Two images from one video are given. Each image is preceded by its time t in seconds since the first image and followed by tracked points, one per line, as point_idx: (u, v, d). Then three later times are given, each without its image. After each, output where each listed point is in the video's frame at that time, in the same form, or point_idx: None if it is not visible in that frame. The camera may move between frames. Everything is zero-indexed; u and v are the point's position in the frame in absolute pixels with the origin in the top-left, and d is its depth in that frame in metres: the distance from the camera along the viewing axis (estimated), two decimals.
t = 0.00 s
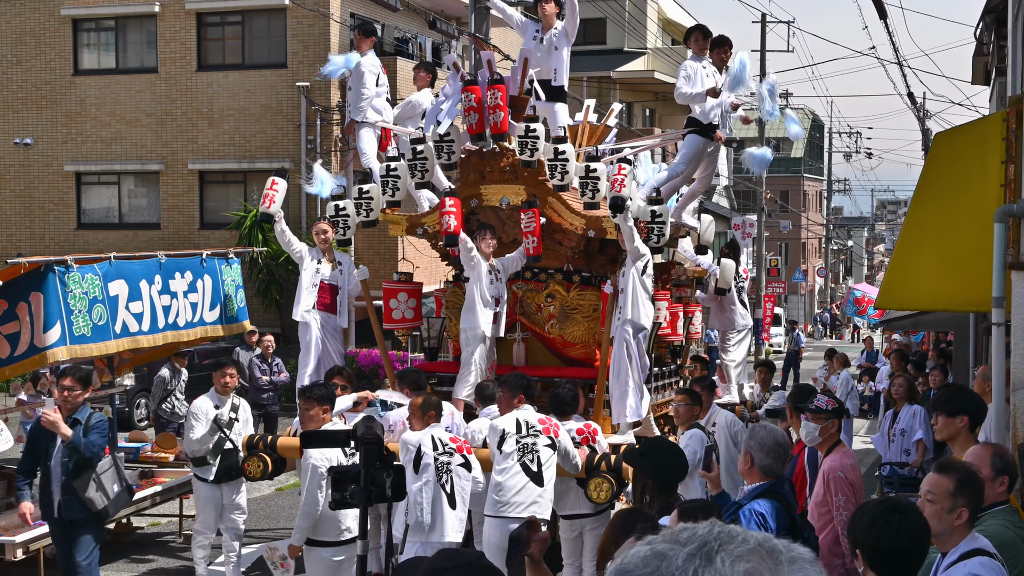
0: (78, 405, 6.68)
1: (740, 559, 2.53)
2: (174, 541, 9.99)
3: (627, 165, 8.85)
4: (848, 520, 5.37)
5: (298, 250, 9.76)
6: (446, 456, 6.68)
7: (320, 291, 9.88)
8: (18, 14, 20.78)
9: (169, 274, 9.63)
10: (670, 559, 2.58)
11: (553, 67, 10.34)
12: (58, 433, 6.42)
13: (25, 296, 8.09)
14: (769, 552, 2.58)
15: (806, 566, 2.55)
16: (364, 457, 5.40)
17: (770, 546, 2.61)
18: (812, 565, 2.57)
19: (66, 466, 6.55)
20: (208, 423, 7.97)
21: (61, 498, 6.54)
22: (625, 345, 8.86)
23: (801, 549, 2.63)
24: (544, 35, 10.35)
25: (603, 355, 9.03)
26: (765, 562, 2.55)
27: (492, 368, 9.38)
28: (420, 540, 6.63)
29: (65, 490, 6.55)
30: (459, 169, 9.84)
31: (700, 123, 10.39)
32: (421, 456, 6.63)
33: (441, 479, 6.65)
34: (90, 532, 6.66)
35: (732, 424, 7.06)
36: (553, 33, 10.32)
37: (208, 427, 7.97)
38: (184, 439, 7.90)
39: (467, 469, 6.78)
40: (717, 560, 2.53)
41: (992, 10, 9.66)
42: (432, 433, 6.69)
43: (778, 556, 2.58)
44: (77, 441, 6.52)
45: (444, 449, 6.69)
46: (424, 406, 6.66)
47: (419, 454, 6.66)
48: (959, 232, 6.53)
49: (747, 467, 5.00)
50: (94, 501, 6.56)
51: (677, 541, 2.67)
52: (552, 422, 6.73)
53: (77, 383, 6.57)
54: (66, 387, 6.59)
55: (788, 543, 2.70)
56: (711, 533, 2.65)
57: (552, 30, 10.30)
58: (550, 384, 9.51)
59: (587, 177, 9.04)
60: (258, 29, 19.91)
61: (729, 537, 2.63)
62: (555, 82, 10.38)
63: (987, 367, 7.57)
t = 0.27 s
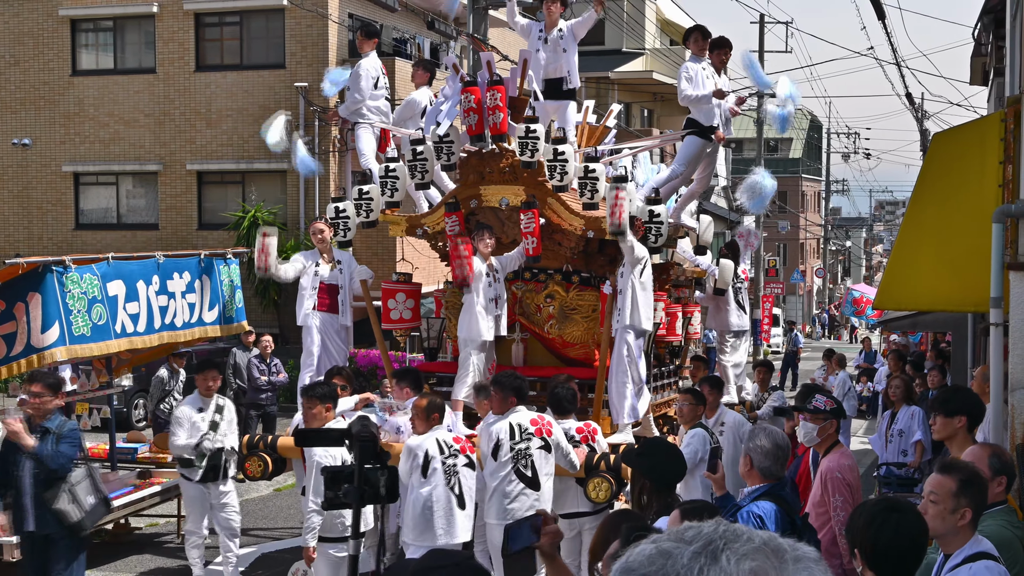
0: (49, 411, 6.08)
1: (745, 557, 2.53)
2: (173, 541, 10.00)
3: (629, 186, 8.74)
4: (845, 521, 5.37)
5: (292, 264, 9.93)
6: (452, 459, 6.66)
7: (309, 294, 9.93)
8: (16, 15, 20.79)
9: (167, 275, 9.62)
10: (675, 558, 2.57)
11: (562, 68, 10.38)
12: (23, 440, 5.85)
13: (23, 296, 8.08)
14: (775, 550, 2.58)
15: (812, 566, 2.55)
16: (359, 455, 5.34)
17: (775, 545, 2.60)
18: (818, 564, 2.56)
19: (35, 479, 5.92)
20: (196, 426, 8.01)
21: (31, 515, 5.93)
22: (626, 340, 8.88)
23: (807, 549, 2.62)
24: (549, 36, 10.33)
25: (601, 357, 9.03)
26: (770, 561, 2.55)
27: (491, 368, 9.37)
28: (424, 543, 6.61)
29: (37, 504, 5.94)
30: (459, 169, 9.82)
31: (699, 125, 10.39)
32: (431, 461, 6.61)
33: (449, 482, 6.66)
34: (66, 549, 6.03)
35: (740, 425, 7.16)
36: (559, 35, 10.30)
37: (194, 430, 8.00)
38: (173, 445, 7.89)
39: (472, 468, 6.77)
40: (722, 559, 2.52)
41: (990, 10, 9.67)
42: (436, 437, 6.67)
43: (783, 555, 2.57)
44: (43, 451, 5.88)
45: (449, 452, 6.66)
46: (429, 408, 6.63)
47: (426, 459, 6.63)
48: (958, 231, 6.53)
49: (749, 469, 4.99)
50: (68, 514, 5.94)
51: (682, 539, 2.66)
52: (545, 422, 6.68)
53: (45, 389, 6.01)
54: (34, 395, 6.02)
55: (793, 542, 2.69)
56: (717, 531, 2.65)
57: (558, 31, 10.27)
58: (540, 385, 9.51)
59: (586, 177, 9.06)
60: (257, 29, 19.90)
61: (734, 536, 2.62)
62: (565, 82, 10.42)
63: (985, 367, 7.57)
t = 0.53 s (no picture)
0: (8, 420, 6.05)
1: (746, 559, 2.52)
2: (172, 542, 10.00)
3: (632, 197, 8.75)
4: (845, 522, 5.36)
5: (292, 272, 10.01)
6: (457, 451, 6.79)
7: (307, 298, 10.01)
8: (15, 15, 20.83)
9: (166, 275, 9.62)
10: (675, 559, 2.57)
11: (568, 74, 10.38)
12: None
13: (21, 297, 8.07)
14: (776, 552, 2.57)
15: (813, 568, 2.55)
16: (344, 456, 5.35)
17: (776, 547, 2.60)
18: (818, 566, 2.55)
19: None
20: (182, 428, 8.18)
21: None
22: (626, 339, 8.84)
23: (807, 550, 2.62)
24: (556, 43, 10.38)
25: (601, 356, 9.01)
26: (771, 562, 2.54)
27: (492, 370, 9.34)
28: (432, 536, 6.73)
29: None
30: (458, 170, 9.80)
31: (699, 126, 10.39)
32: (439, 456, 6.69)
33: (457, 474, 6.78)
34: (24, 559, 5.92)
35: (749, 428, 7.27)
36: (565, 43, 10.36)
37: (181, 431, 8.16)
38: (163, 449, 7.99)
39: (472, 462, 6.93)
40: (723, 560, 2.51)
41: (989, 10, 9.66)
42: (442, 431, 6.76)
43: (784, 557, 2.57)
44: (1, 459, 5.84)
45: (455, 445, 6.79)
46: (432, 403, 6.67)
47: (436, 454, 6.70)
48: (958, 230, 6.52)
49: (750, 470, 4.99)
50: (21, 527, 5.82)
51: (683, 541, 2.65)
52: (551, 417, 6.77)
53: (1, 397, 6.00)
54: None
55: (793, 544, 2.68)
56: (717, 533, 2.64)
57: (565, 39, 10.31)
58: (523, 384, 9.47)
59: (586, 177, 9.12)
60: (256, 30, 19.89)
61: (735, 537, 2.62)
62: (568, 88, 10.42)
63: (983, 367, 7.57)
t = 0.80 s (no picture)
0: None
1: (744, 560, 2.51)
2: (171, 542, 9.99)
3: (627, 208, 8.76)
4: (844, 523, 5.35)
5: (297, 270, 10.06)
6: (457, 451, 6.77)
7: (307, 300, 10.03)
8: (14, 15, 20.87)
9: (164, 275, 9.62)
10: (672, 560, 2.56)
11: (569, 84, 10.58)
12: None
13: (19, 297, 8.06)
14: (774, 553, 2.57)
15: (811, 569, 2.54)
16: (328, 457, 5.36)
17: (774, 548, 2.59)
18: (816, 567, 2.55)
19: None
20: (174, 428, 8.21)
21: None
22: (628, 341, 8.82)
23: (805, 552, 2.61)
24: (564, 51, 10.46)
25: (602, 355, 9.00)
26: (769, 564, 2.53)
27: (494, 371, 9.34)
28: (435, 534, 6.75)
29: None
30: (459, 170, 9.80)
31: (698, 126, 10.39)
32: (437, 455, 6.69)
33: (455, 474, 6.76)
34: None
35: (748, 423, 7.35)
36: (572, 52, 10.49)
37: (172, 432, 8.19)
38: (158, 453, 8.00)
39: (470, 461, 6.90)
40: (721, 561, 2.50)
41: (988, 10, 9.66)
42: (440, 430, 6.73)
43: (782, 558, 2.56)
44: None
45: (454, 445, 6.76)
46: (431, 402, 6.69)
47: (434, 453, 6.69)
48: (957, 230, 6.52)
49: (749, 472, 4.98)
50: None
51: (680, 542, 2.65)
52: (564, 416, 6.88)
53: None
54: None
55: (791, 545, 2.68)
56: (715, 533, 2.63)
57: (571, 48, 10.44)
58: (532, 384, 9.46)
59: (585, 177, 9.12)
60: (255, 30, 19.89)
61: (734, 538, 2.61)
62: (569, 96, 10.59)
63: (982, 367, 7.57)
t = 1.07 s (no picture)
0: None
1: (735, 562, 2.51)
2: (171, 542, 9.99)
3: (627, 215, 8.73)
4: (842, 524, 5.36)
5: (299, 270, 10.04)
6: (450, 454, 6.75)
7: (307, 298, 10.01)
8: (13, 16, 20.89)
9: (162, 276, 9.61)
10: (663, 561, 2.56)
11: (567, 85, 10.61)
12: None
13: (18, 298, 8.06)
14: (765, 555, 2.56)
15: (803, 570, 2.53)
16: (318, 458, 5.41)
17: (765, 550, 2.59)
18: (808, 568, 2.54)
19: None
20: (167, 429, 8.21)
21: None
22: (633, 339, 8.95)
23: (798, 553, 2.61)
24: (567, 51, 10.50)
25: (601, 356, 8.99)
26: (761, 565, 2.53)
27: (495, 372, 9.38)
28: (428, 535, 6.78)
29: None
30: (460, 171, 9.83)
31: (698, 126, 10.38)
32: (427, 456, 6.70)
33: (445, 476, 6.76)
34: None
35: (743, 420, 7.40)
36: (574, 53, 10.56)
37: (166, 433, 8.21)
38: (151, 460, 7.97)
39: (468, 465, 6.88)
40: (711, 563, 2.50)
41: (987, 10, 9.66)
42: (435, 433, 6.75)
43: (773, 560, 2.56)
44: None
45: (448, 447, 6.75)
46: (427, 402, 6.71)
47: (425, 454, 6.72)
48: (956, 229, 6.51)
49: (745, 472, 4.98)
50: None
51: (671, 543, 2.65)
52: (573, 415, 6.79)
53: None
54: None
55: (784, 547, 2.67)
56: (706, 535, 2.63)
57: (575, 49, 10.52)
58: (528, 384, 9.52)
59: (586, 177, 9.13)
60: (254, 30, 19.88)
61: (725, 540, 2.61)
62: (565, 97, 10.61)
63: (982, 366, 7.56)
